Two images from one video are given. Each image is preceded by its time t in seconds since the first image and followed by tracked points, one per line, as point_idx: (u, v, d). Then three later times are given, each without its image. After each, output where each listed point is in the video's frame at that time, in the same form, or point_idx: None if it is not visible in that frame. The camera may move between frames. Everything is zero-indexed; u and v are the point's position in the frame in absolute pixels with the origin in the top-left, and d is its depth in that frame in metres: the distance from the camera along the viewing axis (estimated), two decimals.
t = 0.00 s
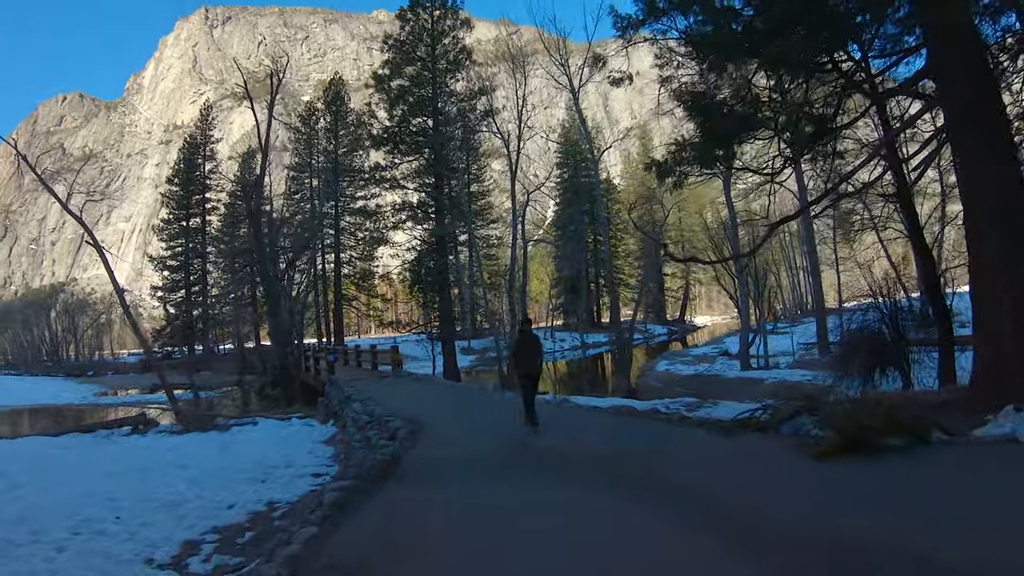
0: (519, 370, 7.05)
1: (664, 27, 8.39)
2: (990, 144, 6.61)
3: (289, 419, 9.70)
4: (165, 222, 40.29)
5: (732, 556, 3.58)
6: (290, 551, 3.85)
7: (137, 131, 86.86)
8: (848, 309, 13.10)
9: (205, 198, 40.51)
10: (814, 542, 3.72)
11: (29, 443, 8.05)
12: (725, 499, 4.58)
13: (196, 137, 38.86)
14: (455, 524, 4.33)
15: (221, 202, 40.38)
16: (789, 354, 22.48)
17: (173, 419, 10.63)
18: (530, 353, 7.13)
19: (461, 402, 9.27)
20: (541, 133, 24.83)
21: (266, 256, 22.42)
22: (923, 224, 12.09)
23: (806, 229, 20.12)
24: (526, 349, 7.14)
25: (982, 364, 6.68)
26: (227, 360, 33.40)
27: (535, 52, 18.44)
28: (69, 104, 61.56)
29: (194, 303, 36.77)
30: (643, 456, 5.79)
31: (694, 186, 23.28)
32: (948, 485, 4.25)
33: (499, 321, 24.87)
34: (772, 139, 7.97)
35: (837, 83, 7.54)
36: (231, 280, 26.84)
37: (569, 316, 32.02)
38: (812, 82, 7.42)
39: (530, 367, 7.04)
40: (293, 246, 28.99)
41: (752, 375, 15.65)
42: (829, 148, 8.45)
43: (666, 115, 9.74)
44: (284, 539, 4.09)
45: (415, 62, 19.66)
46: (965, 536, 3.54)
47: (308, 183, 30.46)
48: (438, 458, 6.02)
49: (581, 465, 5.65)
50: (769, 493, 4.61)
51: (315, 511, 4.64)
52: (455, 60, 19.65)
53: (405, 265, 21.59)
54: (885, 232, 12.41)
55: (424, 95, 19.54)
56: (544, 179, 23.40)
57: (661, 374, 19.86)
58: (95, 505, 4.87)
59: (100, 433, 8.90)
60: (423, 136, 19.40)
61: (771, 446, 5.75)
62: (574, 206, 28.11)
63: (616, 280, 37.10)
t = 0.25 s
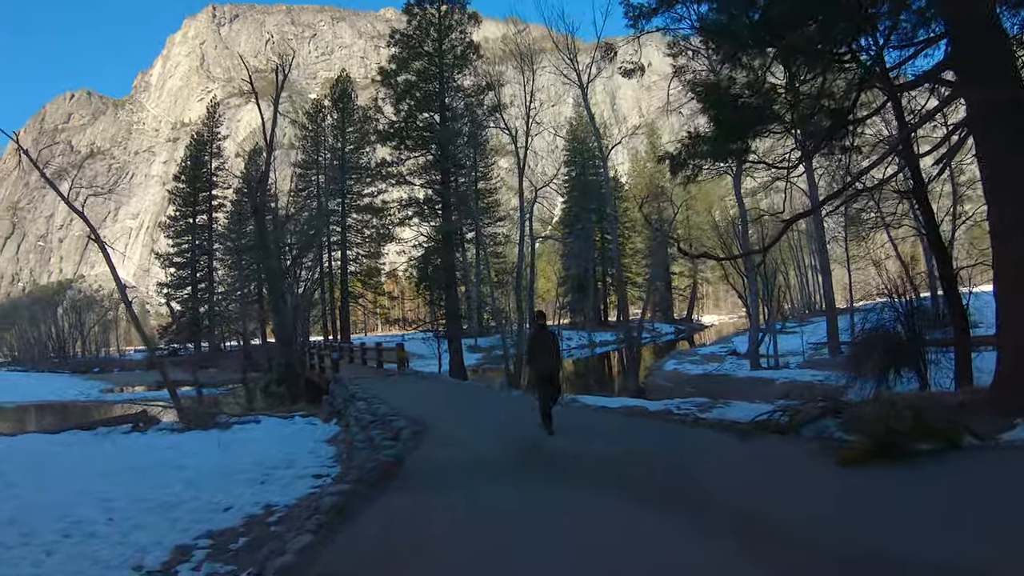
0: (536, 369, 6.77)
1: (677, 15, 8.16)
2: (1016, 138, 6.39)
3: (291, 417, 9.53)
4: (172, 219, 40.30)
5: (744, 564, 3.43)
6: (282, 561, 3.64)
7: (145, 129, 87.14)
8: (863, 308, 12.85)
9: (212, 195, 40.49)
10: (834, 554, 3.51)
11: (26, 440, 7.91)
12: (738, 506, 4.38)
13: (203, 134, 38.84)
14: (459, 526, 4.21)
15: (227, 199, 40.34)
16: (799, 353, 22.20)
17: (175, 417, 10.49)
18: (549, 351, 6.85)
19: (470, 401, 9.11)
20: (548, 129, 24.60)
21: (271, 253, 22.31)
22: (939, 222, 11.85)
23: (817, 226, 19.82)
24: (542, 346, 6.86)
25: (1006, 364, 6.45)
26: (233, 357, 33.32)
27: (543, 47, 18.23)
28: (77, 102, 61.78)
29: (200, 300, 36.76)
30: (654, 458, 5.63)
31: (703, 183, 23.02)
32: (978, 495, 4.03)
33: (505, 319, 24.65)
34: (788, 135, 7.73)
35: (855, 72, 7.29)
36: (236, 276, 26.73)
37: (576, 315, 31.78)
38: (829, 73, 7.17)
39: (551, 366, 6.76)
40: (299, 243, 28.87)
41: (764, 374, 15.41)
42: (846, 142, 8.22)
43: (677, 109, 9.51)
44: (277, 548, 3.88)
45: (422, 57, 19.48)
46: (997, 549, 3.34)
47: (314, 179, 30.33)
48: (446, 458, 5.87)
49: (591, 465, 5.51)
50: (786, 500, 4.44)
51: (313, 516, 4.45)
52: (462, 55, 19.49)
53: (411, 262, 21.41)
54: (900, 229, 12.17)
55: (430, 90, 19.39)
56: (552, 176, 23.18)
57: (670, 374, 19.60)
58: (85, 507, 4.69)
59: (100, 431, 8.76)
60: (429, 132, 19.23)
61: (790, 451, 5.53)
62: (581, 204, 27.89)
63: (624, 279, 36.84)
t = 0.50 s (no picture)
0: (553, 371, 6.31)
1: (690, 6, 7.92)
2: None
3: (295, 417, 9.38)
4: (179, 217, 40.33)
5: None
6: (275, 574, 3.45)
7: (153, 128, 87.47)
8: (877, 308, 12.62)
9: (218, 193, 40.46)
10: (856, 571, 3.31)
11: (25, 439, 7.80)
12: (753, 516, 4.18)
13: (210, 132, 38.84)
14: (462, 532, 4.06)
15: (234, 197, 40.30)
16: (810, 353, 21.92)
17: (179, 415, 10.37)
18: (567, 352, 6.34)
19: (479, 401, 8.93)
20: (556, 124, 24.35)
21: (277, 251, 22.22)
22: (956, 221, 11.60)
23: (829, 225, 19.55)
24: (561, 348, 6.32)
25: None
26: (239, 354, 33.25)
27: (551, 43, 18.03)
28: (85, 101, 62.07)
29: (207, 298, 36.78)
30: (667, 462, 5.45)
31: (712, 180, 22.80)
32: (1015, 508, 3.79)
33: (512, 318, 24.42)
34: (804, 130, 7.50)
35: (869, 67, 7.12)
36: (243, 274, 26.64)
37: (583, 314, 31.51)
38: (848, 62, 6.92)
39: (568, 369, 6.29)
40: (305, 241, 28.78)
41: (776, 374, 15.15)
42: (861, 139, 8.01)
43: (689, 103, 9.29)
44: (271, 561, 3.69)
45: (429, 53, 19.30)
46: None
47: (321, 176, 30.20)
48: (452, 461, 5.72)
49: (601, 469, 5.35)
50: (805, 508, 4.24)
51: (310, 523, 4.27)
52: (470, 50, 19.33)
53: (418, 259, 21.21)
54: (915, 228, 11.92)
55: (436, 85, 19.20)
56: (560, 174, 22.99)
57: (679, 373, 19.43)
58: (76, 512, 4.54)
59: (101, 430, 8.62)
60: (435, 128, 19.06)
61: (808, 458, 5.31)
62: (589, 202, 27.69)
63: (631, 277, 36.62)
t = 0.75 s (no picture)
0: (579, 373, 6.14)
1: None
2: None
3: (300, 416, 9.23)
4: (186, 215, 40.29)
5: None
6: None
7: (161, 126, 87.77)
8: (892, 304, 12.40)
9: (225, 190, 40.37)
10: None
11: (27, 438, 7.68)
12: (774, 521, 3.96)
13: (216, 130, 38.81)
14: (468, 539, 3.89)
15: (240, 194, 40.22)
16: (821, 351, 21.67)
17: (183, 414, 10.25)
18: (595, 352, 6.15)
19: (488, 399, 8.76)
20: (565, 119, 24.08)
21: (283, 248, 22.06)
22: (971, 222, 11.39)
23: (841, 220, 19.28)
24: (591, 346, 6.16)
25: None
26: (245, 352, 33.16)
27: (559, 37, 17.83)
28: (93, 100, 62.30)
29: (215, 296, 36.83)
30: (684, 464, 5.25)
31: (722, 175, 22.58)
32: None
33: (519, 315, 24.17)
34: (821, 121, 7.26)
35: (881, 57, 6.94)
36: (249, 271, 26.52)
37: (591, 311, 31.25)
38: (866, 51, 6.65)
39: (595, 369, 6.10)
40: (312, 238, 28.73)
41: (789, 372, 14.89)
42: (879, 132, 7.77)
43: (702, 94, 9.05)
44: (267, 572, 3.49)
45: (435, 47, 19.11)
46: None
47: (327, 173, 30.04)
48: (460, 463, 5.54)
49: (614, 471, 5.16)
50: (831, 514, 4.02)
51: (310, 530, 4.08)
52: (478, 44, 19.12)
53: (424, 256, 21.01)
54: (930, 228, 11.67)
55: (443, 79, 18.97)
56: (567, 170, 22.80)
57: (689, 371, 19.16)
58: (70, 517, 4.38)
59: (103, 430, 8.47)
60: (443, 123, 18.85)
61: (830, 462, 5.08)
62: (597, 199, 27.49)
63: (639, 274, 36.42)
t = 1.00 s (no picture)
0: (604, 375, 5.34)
1: None
2: None
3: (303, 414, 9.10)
4: (193, 212, 40.23)
5: None
6: None
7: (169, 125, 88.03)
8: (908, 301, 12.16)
9: (233, 188, 40.28)
10: None
11: (25, 436, 7.58)
12: (796, 528, 3.74)
13: (224, 127, 38.74)
14: (475, 546, 3.70)
15: (248, 192, 40.10)
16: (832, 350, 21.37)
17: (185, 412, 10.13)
18: (623, 352, 5.37)
19: (495, 398, 8.56)
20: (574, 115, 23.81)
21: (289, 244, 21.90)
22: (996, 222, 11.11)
23: (853, 218, 19.03)
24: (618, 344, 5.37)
25: None
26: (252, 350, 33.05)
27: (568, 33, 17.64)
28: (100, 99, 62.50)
29: (222, 293, 36.84)
30: (699, 468, 5.03)
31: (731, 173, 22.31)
32: None
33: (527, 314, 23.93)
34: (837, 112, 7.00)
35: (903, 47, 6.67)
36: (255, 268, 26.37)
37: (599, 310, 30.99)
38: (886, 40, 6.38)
39: (624, 371, 5.31)
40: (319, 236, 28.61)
41: (802, 371, 14.61)
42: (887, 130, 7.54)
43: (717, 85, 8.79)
44: None
45: (442, 41, 18.90)
46: None
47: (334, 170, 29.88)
48: (465, 464, 5.35)
49: (626, 474, 4.96)
50: (856, 520, 3.81)
51: (306, 540, 3.87)
52: (486, 39, 18.87)
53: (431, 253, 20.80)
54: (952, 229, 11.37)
55: (451, 74, 18.71)
56: (576, 166, 22.59)
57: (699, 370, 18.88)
58: (59, 520, 4.24)
59: (103, 429, 8.33)
60: (450, 118, 18.62)
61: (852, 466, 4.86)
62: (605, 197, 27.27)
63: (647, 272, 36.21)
